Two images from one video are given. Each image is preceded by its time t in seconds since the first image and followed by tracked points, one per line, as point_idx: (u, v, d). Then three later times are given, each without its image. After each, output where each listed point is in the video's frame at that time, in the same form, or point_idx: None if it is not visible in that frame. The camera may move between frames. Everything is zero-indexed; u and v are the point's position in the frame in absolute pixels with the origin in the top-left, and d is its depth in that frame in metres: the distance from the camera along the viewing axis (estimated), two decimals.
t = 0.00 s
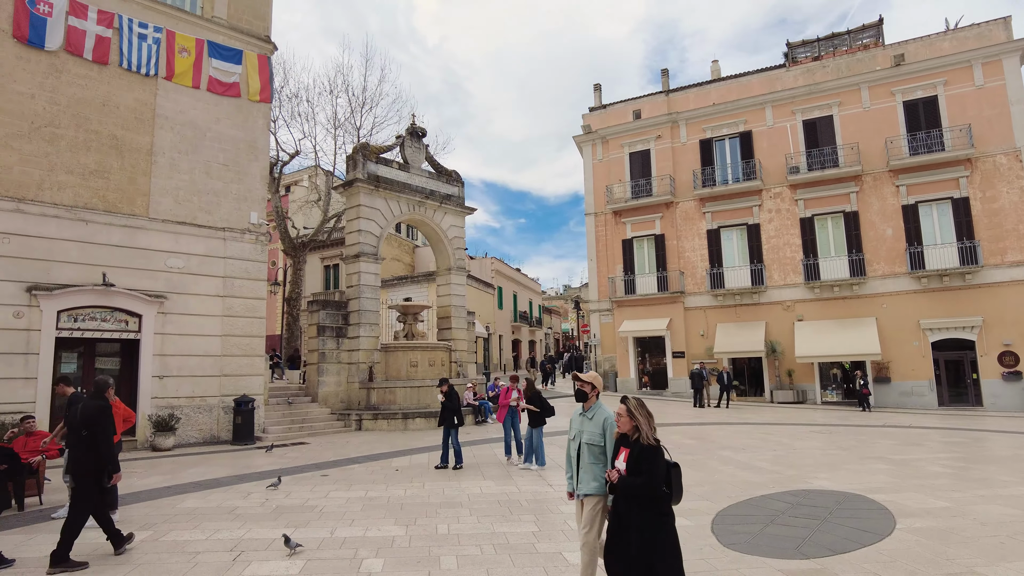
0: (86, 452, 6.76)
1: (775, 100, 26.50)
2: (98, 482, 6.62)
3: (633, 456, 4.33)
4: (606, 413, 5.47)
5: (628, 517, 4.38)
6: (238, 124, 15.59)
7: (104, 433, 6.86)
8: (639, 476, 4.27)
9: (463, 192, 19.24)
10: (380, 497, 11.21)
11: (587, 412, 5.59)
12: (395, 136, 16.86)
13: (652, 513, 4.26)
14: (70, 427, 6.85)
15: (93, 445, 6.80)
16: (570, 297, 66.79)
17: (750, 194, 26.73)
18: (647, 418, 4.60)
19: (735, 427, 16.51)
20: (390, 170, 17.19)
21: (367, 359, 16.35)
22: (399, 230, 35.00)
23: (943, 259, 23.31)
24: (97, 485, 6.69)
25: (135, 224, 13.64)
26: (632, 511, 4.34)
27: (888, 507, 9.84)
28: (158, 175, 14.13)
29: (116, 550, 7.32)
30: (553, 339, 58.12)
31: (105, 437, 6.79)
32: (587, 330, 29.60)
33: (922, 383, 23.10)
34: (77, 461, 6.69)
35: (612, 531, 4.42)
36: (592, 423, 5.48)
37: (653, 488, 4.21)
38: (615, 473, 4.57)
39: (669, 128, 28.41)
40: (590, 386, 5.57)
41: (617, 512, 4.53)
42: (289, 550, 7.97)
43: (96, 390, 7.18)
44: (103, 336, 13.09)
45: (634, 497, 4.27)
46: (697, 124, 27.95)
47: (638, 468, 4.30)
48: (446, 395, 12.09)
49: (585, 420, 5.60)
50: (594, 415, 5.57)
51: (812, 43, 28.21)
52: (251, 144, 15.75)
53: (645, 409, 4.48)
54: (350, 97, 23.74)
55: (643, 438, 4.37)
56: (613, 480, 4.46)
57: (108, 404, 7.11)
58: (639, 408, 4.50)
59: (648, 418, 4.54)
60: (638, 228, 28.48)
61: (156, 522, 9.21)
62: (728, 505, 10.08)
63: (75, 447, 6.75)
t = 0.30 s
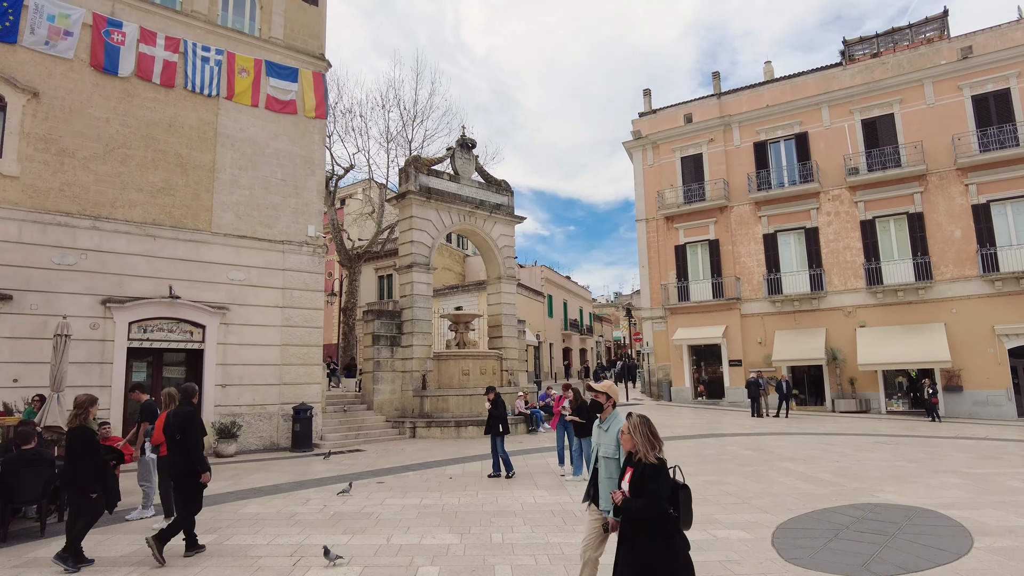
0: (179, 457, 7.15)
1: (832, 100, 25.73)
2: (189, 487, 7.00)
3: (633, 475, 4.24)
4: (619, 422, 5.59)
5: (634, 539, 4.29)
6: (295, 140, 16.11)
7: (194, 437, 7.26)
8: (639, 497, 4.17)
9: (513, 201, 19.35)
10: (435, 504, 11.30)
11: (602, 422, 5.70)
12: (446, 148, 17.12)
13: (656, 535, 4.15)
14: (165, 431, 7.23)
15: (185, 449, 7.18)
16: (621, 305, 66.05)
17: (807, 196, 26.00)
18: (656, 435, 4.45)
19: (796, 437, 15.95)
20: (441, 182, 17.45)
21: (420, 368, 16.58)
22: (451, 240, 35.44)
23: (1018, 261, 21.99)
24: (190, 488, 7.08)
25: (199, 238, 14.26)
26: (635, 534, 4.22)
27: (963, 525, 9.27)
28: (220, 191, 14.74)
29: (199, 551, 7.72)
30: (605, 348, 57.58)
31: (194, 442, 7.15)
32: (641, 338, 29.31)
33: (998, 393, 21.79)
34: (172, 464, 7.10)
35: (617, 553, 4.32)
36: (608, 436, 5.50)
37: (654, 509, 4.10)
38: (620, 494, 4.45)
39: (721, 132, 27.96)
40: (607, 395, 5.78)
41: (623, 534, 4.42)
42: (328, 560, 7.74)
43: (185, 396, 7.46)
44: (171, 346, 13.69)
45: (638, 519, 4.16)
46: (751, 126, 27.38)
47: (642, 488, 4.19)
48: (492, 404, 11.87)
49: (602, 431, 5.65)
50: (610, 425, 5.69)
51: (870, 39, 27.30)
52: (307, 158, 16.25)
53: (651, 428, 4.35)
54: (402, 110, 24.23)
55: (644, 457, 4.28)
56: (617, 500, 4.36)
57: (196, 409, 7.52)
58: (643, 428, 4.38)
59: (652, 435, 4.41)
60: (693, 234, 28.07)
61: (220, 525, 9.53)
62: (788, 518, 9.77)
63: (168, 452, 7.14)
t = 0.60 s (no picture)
0: (256, 463, 7.35)
1: (890, 99, 24.84)
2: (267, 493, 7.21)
3: (632, 485, 4.13)
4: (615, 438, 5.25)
5: (632, 548, 4.20)
6: (347, 156, 16.52)
7: (272, 444, 7.44)
8: (638, 507, 4.08)
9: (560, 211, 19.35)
10: (487, 515, 11.30)
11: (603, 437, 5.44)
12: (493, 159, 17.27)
13: (654, 544, 4.09)
14: (243, 438, 7.47)
15: (263, 455, 7.38)
16: (672, 313, 64.93)
17: (864, 199, 25.11)
18: (656, 440, 4.32)
19: (858, 449, 15.34)
20: (489, 193, 17.61)
21: (470, 377, 16.72)
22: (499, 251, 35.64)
23: None
24: (268, 493, 7.32)
25: (257, 253, 14.76)
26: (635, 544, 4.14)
27: None
28: (277, 207, 15.23)
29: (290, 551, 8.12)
30: (656, 357, 56.66)
31: (272, 451, 7.32)
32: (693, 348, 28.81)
33: None
34: (249, 471, 7.34)
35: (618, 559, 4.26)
36: (610, 450, 5.18)
37: (653, 520, 4.01)
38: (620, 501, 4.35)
39: (773, 135, 27.39)
40: (612, 411, 5.41)
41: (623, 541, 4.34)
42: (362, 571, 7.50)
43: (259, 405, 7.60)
44: (230, 357, 14.16)
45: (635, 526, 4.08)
46: (805, 128, 26.68)
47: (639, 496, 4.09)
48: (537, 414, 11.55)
49: (606, 445, 5.37)
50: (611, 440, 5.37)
51: (930, 34, 26.28)
52: (359, 174, 16.63)
53: (648, 434, 4.21)
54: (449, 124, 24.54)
55: (642, 465, 4.15)
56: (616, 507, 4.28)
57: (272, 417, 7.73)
58: (639, 435, 4.24)
59: (650, 441, 4.27)
60: (745, 240, 27.48)
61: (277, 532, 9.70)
62: (852, 533, 9.38)
63: (246, 458, 7.37)
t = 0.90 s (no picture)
0: (334, 474, 7.51)
1: (952, 95, 23.78)
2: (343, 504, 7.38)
3: (626, 515, 3.97)
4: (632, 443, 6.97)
5: None
6: (397, 171, 16.84)
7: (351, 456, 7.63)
8: (632, 537, 3.91)
9: (608, 219, 19.25)
10: (540, 526, 11.24)
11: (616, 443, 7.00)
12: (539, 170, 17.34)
13: None
14: (322, 449, 7.63)
15: (342, 467, 7.57)
16: (726, 322, 63.33)
17: (927, 200, 24.07)
18: (652, 466, 4.17)
19: (929, 463, 14.59)
20: (536, 204, 17.67)
21: (520, 389, 16.77)
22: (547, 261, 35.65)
23: None
24: (346, 503, 7.52)
25: (312, 267, 15.17)
26: None
27: None
28: (330, 222, 15.64)
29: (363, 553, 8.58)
30: (711, 367, 55.24)
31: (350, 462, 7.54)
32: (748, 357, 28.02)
33: None
34: (328, 481, 7.49)
35: None
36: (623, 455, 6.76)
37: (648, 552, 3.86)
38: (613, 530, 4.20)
39: (827, 137, 26.62)
40: (622, 420, 7.06)
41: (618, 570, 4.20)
42: None
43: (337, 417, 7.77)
44: (287, 369, 14.56)
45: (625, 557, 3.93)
46: (861, 128, 25.84)
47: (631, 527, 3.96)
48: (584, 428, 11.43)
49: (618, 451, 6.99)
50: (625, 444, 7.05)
51: (995, 26, 25.09)
52: (409, 188, 16.92)
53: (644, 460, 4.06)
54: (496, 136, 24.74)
55: (637, 493, 3.99)
56: (607, 535, 4.14)
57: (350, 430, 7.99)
58: (632, 460, 4.08)
59: (645, 467, 4.12)
60: (800, 245, 26.72)
61: (340, 541, 9.62)
62: (922, 552, 8.92)
63: (325, 468, 7.53)
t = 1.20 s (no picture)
0: (407, 477, 7.62)
1: (1021, 87, 22.63)
2: (414, 511, 7.46)
3: (615, 521, 4.03)
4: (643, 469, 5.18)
5: None
6: (446, 184, 17.06)
7: (424, 460, 7.78)
8: (621, 544, 3.95)
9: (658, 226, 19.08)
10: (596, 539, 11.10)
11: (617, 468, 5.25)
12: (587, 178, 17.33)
13: None
14: (396, 454, 7.75)
15: (416, 471, 7.69)
16: (783, 328, 61.39)
17: (996, 198, 22.98)
18: (643, 469, 4.16)
19: (1009, 476, 13.73)
20: (584, 212, 17.65)
21: (571, 398, 16.61)
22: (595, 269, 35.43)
23: None
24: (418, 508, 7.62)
25: (365, 280, 15.50)
26: None
27: None
28: (382, 235, 15.95)
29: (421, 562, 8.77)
30: (768, 375, 53.55)
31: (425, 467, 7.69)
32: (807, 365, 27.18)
33: None
34: (400, 485, 7.59)
35: None
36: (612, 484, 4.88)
37: (638, 558, 3.89)
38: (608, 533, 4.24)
39: (885, 135, 25.71)
40: (622, 434, 5.42)
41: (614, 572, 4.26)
42: None
43: (409, 424, 7.88)
44: (343, 379, 14.88)
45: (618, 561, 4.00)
46: (921, 126, 24.82)
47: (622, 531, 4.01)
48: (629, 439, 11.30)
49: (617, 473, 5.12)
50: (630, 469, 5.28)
51: None
52: (458, 201, 17.11)
53: (632, 464, 4.06)
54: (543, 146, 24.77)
55: (626, 497, 4.03)
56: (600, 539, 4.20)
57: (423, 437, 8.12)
58: (621, 465, 4.09)
59: (633, 470, 4.11)
60: (859, 248, 25.83)
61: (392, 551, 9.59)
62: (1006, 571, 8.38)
63: (398, 472, 7.66)
